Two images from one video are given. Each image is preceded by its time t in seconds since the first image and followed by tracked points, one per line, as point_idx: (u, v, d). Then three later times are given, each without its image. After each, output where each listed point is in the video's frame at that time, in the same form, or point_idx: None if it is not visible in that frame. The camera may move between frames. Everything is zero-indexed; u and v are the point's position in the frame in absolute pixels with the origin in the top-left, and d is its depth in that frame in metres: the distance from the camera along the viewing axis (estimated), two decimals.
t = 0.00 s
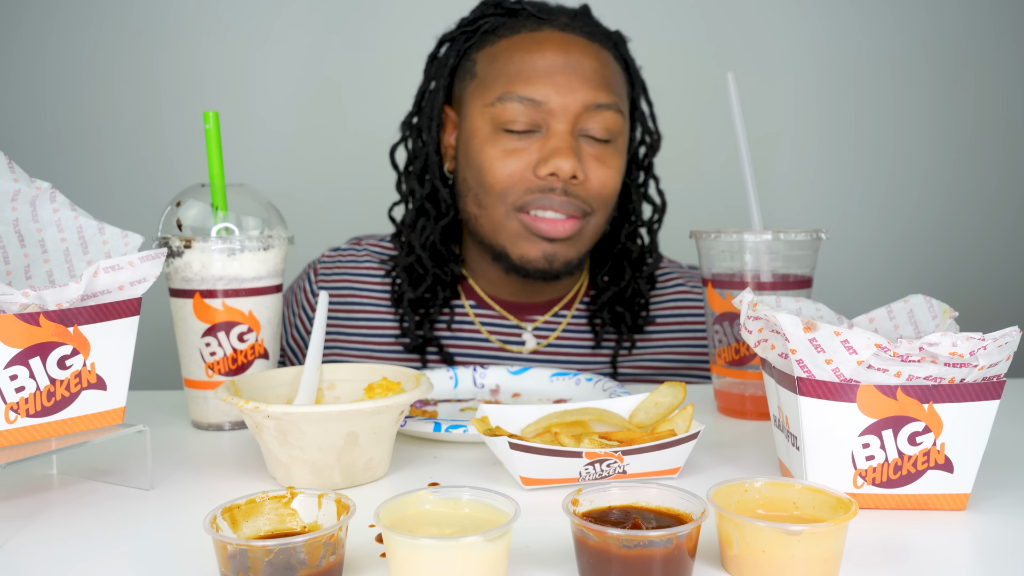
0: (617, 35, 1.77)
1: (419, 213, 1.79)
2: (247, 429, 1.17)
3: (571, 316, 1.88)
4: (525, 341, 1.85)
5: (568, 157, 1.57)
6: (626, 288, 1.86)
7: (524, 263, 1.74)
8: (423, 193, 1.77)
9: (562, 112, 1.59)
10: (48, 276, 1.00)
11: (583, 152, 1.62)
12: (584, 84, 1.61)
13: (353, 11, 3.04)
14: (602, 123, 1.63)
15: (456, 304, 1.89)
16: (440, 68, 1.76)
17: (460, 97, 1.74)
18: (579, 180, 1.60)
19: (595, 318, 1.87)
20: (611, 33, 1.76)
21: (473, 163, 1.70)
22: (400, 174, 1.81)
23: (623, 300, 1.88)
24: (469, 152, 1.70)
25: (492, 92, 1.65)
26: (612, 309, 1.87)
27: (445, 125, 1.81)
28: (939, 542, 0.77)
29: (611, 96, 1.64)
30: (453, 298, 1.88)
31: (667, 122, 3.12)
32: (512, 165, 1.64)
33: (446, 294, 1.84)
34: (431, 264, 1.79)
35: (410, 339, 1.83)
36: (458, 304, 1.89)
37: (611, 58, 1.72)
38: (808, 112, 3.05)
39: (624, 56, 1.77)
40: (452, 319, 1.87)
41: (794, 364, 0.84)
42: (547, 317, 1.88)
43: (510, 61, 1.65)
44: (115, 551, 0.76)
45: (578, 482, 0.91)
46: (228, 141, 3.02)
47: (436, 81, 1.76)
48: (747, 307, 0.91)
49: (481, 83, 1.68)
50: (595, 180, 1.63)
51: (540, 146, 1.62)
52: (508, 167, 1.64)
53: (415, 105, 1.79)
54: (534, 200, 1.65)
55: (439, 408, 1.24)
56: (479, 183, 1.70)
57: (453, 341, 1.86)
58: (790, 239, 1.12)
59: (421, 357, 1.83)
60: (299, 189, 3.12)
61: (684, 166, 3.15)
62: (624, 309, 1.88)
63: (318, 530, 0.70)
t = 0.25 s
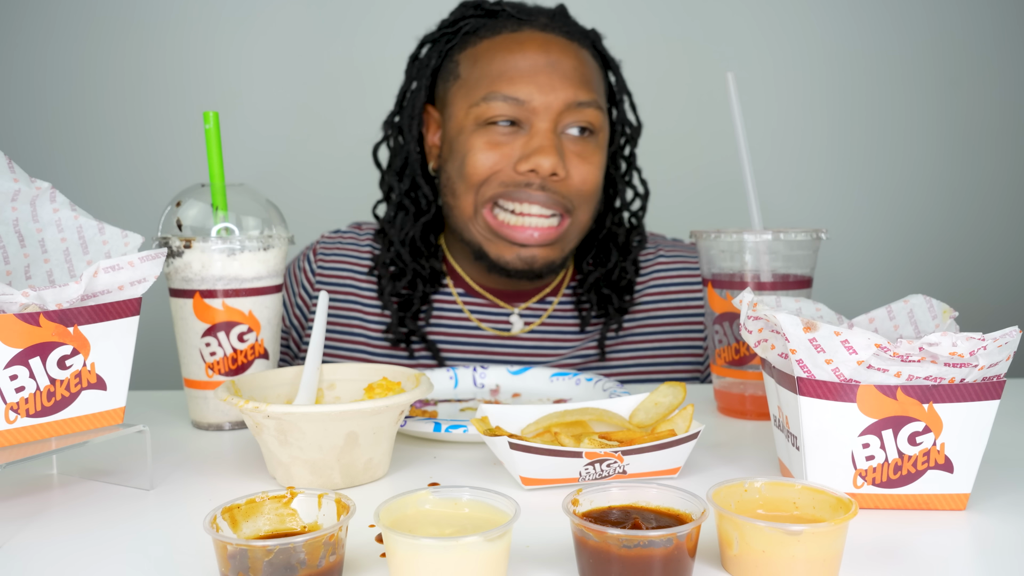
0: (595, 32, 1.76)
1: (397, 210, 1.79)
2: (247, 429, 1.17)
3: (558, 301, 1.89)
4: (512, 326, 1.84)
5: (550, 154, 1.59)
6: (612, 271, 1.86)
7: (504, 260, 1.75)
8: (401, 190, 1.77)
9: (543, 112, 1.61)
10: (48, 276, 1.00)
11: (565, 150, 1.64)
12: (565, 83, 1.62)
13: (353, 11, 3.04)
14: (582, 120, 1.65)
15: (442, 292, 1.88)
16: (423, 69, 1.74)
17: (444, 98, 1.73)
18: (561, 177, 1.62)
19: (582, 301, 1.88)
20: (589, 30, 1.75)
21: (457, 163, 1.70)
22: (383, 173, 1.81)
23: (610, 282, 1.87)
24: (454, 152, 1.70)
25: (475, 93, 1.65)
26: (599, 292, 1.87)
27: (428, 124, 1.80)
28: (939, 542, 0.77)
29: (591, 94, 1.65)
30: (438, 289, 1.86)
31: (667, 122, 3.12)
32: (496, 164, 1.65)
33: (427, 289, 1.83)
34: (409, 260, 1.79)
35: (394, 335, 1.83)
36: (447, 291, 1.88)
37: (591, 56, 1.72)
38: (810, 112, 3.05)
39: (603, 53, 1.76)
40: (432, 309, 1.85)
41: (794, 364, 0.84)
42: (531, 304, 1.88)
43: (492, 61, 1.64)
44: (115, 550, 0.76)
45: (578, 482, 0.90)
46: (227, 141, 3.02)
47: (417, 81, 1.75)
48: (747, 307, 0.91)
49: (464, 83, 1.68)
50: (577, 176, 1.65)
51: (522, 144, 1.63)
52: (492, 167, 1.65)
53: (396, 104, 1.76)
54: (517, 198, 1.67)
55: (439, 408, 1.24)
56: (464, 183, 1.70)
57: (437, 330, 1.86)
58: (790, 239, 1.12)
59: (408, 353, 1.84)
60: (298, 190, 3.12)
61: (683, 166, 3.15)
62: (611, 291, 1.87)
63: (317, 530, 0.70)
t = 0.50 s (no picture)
0: (574, 32, 1.76)
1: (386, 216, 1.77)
2: (247, 429, 1.17)
3: (547, 302, 1.89)
4: (502, 328, 1.86)
5: (529, 158, 1.59)
6: (600, 270, 1.86)
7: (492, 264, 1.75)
8: (389, 197, 1.75)
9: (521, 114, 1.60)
10: (48, 276, 1.00)
11: (545, 151, 1.63)
12: (541, 85, 1.62)
13: (353, 11, 3.04)
14: (561, 122, 1.65)
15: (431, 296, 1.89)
16: (402, 74, 1.73)
17: (424, 103, 1.72)
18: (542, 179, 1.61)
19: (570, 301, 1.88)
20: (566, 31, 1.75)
21: (439, 167, 1.70)
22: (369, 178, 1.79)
23: (597, 281, 1.87)
24: (435, 157, 1.70)
25: (452, 98, 1.65)
26: (587, 291, 1.86)
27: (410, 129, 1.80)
28: (939, 542, 0.77)
29: (569, 95, 1.65)
30: (428, 294, 1.87)
31: (668, 122, 3.13)
32: (477, 168, 1.64)
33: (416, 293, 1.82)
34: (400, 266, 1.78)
35: (387, 341, 1.79)
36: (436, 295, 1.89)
37: (568, 57, 1.72)
38: (809, 111, 3.05)
39: (582, 53, 1.76)
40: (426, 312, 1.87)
41: (794, 364, 0.84)
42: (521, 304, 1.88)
43: (468, 66, 1.64)
44: (115, 551, 0.76)
45: (578, 482, 0.90)
46: (227, 141, 3.02)
47: (398, 87, 1.74)
48: (747, 307, 0.91)
49: (442, 88, 1.67)
50: (558, 178, 1.65)
51: (501, 149, 1.63)
52: (472, 172, 1.65)
53: (380, 110, 1.76)
54: (500, 201, 1.66)
55: (439, 408, 1.24)
56: (447, 189, 1.70)
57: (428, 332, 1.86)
58: (790, 239, 1.12)
59: (399, 356, 1.81)
60: (298, 190, 3.12)
61: (683, 166, 3.15)
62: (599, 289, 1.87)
63: (317, 530, 0.70)
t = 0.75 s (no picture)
0: (564, 28, 1.79)
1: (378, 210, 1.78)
2: (247, 429, 1.17)
3: (539, 297, 1.88)
4: (498, 322, 1.86)
5: (529, 141, 1.58)
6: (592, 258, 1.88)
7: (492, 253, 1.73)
8: (383, 189, 1.76)
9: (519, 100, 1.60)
10: (48, 276, 1.00)
11: (543, 138, 1.63)
12: (537, 72, 1.62)
13: (354, 11, 3.04)
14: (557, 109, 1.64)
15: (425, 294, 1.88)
16: (396, 69, 1.75)
17: (419, 95, 1.72)
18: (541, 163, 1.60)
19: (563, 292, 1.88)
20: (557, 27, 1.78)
21: (436, 157, 1.68)
22: (360, 176, 1.81)
23: (590, 270, 1.88)
24: (432, 145, 1.69)
25: (450, 85, 1.64)
26: (580, 280, 1.88)
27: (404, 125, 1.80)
28: (938, 542, 0.77)
29: (564, 83, 1.66)
30: (422, 290, 1.87)
31: (669, 122, 3.13)
32: (474, 154, 1.63)
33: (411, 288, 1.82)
34: (394, 259, 1.78)
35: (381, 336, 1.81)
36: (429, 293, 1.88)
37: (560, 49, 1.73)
38: (809, 112, 3.05)
39: (572, 47, 1.79)
40: (420, 308, 1.86)
41: (794, 363, 0.84)
42: (513, 300, 1.88)
43: (464, 55, 1.64)
44: (115, 550, 0.76)
45: (578, 482, 0.91)
46: (228, 141, 3.02)
47: (391, 83, 1.75)
48: (747, 307, 0.91)
49: (438, 77, 1.67)
50: (556, 163, 1.63)
51: (500, 134, 1.61)
52: (471, 158, 1.63)
53: (371, 107, 1.77)
54: (499, 188, 1.64)
55: (438, 408, 1.24)
56: (445, 175, 1.68)
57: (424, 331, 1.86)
58: (790, 239, 1.12)
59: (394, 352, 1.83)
60: (298, 189, 3.12)
61: (684, 166, 3.15)
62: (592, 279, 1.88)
63: (317, 530, 0.70)
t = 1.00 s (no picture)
0: (552, 23, 1.77)
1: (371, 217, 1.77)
2: (247, 429, 1.17)
3: (537, 298, 1.89)
4: (494, 323, 1.86)
5: (520, 146, 1.59)
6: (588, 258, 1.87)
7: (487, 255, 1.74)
8: (373, 198, 1.75)
9: (508, 103, 1.61)
10: (48, 276, 1.00)
11: (534, 140, 1.63)
12: (526, 74, 1.62)
13: (354, 11, 3.04)
14: (548, 110, 1.65)
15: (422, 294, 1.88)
16: (383, 75, 1.73)
17: (407, 101, 1.72)
18: (533, 166, 1.61)
19: (559, 292, 1.88)
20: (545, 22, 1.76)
21: (428, 163, 1.69)
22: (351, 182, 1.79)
23: (586, 271, 1.89)
24: (423, 151, 1.69)
25: (438, 92, 1.64)
26: (575, 281, 1.88)
27: (394, 129, 1.79)
28: (939, 542, 0.77)
29: (554, 83, 1.66)
30: (417, 293, 1.86)
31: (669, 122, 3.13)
32: (466, 160, 1.64)
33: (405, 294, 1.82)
34: (386, 267, 1.77)
35: (374, 342, 1.80)
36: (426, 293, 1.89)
37: (549, 47, 1.72)
38: (809, 112, 3.05)
39: (561, 43, 1.77)
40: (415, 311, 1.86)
41: (793, 363, 0.84)
42: (511, 301, 1.88)
43: (452, 59, 1.64)
44: (115, 550, 0.76)
45: (578, 482, 0.91)
46: (228, 141, 3.02)
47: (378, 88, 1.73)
48: (747, 307, 0.91)
49: (426, 84, 1.67)
50: (548, 165, 1.65)
51: (491, 139, 1.63)
52: (463, 164, 1.64)
53: (360, 112, 1.75)
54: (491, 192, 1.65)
55: (438, 408, 1.24)
56: (437, 181, 1.69)
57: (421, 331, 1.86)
58: (790, 239, 1.12)
59: (389, 357, 1.81)
60: (298, 190, 3.12)
61: (684, 167, 3.15)
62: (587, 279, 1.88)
63: (318, 530, 0.70)
